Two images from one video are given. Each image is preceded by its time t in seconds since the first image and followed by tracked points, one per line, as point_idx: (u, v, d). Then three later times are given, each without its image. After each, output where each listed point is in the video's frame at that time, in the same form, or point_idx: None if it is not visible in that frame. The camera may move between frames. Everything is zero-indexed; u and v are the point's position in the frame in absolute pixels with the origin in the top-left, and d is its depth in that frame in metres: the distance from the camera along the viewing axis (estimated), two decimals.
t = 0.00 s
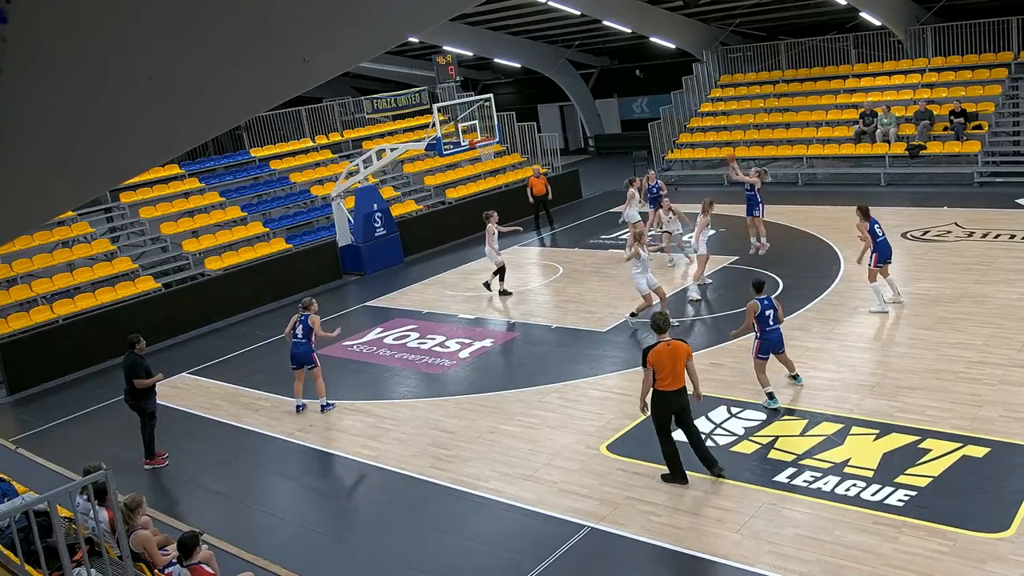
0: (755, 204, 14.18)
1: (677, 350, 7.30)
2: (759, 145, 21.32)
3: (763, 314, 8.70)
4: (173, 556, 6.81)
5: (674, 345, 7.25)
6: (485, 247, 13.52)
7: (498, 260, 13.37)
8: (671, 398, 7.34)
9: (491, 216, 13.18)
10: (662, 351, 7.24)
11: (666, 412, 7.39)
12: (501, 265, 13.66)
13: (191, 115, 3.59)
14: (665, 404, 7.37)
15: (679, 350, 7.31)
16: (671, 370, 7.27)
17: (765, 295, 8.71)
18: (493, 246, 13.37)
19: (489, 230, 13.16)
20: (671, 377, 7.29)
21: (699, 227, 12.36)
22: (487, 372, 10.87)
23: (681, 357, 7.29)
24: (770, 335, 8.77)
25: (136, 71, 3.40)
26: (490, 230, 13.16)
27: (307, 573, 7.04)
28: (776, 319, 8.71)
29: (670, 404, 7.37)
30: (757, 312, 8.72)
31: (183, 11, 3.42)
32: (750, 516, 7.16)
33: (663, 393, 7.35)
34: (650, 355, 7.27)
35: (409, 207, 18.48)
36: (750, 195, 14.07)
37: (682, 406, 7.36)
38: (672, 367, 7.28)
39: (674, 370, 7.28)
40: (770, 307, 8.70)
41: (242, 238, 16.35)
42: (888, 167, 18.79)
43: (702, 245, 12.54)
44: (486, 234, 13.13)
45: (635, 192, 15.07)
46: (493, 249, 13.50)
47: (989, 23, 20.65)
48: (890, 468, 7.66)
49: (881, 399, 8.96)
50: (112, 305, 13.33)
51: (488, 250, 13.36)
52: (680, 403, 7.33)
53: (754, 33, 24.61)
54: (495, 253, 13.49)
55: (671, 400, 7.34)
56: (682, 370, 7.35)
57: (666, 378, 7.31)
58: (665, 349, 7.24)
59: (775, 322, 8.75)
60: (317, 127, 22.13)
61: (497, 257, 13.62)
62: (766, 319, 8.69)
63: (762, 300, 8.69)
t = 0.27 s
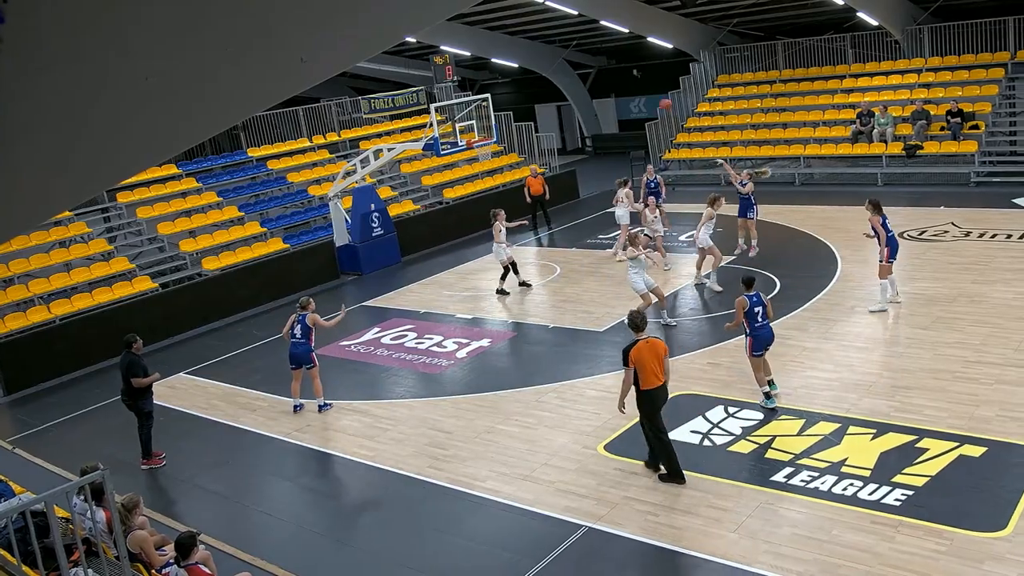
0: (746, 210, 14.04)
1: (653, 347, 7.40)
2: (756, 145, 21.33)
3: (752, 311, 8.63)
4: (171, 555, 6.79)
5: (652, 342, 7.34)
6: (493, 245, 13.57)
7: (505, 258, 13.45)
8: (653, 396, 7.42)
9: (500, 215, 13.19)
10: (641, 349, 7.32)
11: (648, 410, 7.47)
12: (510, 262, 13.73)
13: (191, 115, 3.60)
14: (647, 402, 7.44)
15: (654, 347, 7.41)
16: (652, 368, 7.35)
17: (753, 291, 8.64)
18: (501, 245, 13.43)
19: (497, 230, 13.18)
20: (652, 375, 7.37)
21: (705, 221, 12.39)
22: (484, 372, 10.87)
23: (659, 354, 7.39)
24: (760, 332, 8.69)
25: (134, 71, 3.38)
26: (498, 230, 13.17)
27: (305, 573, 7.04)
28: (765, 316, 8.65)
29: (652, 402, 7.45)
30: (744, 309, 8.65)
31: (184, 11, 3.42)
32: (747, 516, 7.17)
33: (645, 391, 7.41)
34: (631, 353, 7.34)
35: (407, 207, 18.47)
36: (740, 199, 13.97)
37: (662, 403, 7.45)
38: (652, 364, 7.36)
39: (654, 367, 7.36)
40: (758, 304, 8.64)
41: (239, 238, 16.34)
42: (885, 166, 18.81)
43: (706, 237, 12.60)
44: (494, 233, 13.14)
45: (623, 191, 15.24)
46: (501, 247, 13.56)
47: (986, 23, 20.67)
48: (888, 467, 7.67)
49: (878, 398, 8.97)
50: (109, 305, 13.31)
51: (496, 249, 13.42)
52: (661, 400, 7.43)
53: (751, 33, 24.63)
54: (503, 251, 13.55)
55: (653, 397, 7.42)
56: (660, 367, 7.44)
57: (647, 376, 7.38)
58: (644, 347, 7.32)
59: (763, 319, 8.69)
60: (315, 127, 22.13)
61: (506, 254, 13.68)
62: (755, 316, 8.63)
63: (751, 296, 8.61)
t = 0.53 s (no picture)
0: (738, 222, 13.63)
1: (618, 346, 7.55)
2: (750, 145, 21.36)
3: (737, 312, 8.65)
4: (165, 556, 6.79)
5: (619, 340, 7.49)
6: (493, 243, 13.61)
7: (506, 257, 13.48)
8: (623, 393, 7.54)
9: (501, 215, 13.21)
10: (613, 347, 7.43)
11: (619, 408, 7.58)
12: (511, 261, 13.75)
13: (191, 115, 3.57)
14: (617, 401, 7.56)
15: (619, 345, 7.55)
16: (623, 365, 7.47)
17: (740, 293, 8.65)
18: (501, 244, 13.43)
19: (497, 229, 13.22)
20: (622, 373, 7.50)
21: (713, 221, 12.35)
22: (478, 372, 10.86)
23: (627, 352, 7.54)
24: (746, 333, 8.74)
25: (131, 71, 3.36)
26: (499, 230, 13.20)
27: (299, 573, 7.03)
28: (751, 317, 8.70)
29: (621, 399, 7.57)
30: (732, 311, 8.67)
31: (182, 11, 3.40)
32: (741, 515, 7.19)
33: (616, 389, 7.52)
34: (603, 352, 7.41)
35: (401, 207, 18.45)
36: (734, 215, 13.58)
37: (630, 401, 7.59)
38: (622, 362, 7.49)
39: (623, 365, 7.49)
40: (745, 305, 8.69)
41: (233, 238, 16.32)
42: (879, 166, 18.85)
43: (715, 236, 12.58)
44: (493, 232, 13.15)
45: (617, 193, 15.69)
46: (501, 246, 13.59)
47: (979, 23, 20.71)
48: (882, 466, 7.69)
49: (871, 397, 8.99)
50: (103, 305, 13.28)
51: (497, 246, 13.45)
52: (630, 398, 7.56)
53: (745, 33, 24.69)
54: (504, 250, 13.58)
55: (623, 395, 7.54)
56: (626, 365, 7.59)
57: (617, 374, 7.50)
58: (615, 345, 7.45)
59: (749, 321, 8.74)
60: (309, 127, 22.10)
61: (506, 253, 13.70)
62: (740, 317, 8.65)
63: (738, 298, 8.63)
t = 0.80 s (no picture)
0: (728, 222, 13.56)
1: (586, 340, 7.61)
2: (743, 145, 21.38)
3: (727, 312, 8.70)
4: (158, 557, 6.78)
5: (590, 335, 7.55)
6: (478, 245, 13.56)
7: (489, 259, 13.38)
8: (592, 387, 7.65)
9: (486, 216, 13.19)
10: (586, 344, 7.46)
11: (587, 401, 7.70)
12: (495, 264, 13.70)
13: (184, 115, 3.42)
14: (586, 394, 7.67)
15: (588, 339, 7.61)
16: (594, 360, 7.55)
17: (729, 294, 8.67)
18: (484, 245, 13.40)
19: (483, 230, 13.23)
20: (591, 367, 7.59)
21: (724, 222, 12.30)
22: (472, 372, 10.86)
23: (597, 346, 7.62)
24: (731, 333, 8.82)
25: (125, 70, 3.21)
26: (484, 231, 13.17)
27: (293, 573, 7.02)
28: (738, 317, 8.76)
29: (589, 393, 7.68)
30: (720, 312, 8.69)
31: (183, 10, 3.27)
32: (736, 514, 7.20)
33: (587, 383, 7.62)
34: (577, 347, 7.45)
35: (396, 207, 18.44)
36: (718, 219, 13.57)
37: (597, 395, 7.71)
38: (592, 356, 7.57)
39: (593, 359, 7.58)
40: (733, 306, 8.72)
41: (227, 238, 16.27)
42: (872, 166, 18.88)
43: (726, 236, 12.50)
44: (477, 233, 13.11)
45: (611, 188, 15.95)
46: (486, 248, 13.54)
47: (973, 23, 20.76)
48: (875, 465, 7.71)
49: (865, 396, 9.01)
50: (96, 305, 13.24)
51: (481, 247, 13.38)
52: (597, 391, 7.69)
53: (739, 33, 24.73)
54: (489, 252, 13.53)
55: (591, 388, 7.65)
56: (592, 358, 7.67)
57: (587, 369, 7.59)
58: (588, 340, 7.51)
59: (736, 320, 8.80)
60: (304, 127, 22.08)
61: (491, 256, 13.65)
62: (728, 317, 8.71)
63: (727, 299, 8.66)
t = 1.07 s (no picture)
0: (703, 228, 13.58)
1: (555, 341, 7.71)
2: (736, 144, 21.43)
3: (719, 315, 8.59)
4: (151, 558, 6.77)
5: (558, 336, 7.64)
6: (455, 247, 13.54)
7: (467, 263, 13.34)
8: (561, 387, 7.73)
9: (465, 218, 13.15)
10: (555, 345, 7.53)
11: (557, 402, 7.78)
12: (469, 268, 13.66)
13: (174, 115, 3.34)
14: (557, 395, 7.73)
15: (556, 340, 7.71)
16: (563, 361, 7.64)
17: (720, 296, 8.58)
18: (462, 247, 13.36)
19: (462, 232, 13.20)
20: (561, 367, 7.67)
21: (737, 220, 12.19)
22: (465, 372, 10.86)
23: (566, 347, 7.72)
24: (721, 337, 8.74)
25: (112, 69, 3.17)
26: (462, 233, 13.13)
27: (286, 574, 7.02)
28: (729, 321, 8.66)
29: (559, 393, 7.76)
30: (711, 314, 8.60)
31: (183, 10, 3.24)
32: (729, 513, 7.21)
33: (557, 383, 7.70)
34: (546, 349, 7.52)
35: (389, 206, 18.42)
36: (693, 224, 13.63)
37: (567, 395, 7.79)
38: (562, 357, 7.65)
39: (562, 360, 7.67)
40: (724, 309, 8.61)
41: (220, 238, 16.24)
42: (864, 165, 18.95)
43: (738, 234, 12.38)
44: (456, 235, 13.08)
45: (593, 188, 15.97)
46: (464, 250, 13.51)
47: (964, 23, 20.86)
48: (867, 464, 7.73)
49: (857, 395, 9.04)
50: (88, 305, 13.20)
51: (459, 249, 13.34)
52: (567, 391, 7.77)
53: (732, 33, 24.80)
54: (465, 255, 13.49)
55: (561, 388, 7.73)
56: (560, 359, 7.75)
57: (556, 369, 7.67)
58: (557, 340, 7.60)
59: (727, 324, 8.70)
60: (297, 126, 22.04)
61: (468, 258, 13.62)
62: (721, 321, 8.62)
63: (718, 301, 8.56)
